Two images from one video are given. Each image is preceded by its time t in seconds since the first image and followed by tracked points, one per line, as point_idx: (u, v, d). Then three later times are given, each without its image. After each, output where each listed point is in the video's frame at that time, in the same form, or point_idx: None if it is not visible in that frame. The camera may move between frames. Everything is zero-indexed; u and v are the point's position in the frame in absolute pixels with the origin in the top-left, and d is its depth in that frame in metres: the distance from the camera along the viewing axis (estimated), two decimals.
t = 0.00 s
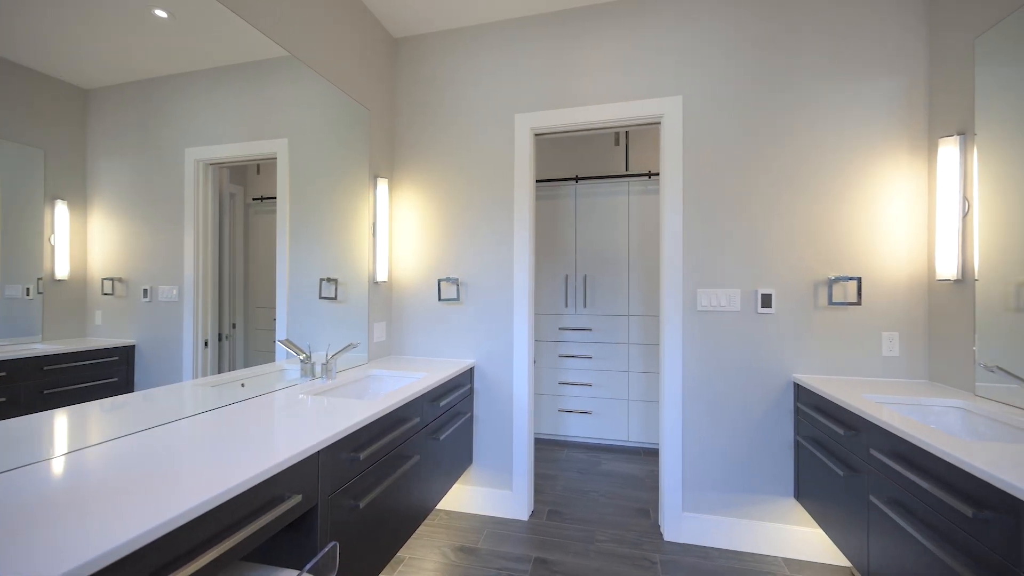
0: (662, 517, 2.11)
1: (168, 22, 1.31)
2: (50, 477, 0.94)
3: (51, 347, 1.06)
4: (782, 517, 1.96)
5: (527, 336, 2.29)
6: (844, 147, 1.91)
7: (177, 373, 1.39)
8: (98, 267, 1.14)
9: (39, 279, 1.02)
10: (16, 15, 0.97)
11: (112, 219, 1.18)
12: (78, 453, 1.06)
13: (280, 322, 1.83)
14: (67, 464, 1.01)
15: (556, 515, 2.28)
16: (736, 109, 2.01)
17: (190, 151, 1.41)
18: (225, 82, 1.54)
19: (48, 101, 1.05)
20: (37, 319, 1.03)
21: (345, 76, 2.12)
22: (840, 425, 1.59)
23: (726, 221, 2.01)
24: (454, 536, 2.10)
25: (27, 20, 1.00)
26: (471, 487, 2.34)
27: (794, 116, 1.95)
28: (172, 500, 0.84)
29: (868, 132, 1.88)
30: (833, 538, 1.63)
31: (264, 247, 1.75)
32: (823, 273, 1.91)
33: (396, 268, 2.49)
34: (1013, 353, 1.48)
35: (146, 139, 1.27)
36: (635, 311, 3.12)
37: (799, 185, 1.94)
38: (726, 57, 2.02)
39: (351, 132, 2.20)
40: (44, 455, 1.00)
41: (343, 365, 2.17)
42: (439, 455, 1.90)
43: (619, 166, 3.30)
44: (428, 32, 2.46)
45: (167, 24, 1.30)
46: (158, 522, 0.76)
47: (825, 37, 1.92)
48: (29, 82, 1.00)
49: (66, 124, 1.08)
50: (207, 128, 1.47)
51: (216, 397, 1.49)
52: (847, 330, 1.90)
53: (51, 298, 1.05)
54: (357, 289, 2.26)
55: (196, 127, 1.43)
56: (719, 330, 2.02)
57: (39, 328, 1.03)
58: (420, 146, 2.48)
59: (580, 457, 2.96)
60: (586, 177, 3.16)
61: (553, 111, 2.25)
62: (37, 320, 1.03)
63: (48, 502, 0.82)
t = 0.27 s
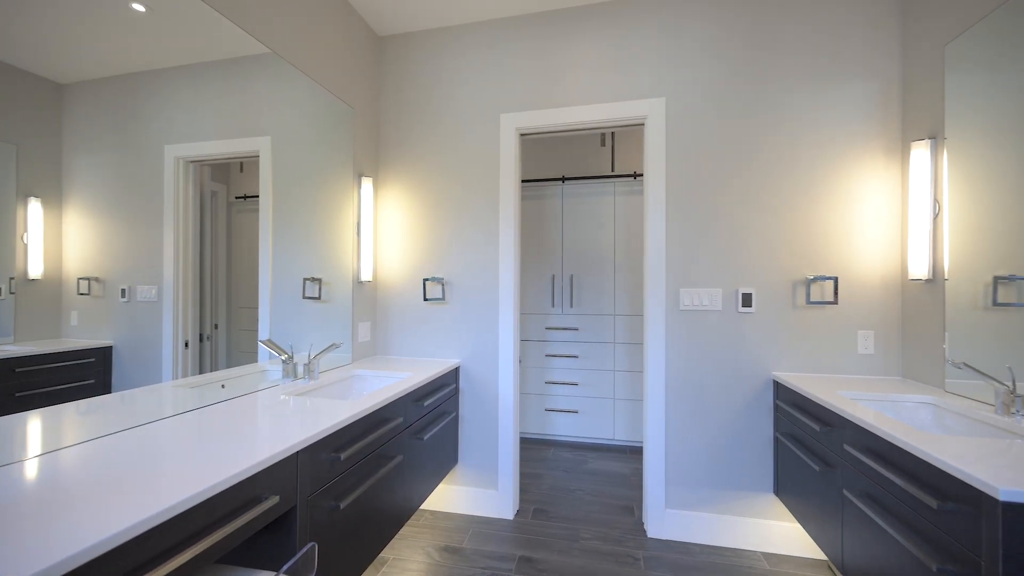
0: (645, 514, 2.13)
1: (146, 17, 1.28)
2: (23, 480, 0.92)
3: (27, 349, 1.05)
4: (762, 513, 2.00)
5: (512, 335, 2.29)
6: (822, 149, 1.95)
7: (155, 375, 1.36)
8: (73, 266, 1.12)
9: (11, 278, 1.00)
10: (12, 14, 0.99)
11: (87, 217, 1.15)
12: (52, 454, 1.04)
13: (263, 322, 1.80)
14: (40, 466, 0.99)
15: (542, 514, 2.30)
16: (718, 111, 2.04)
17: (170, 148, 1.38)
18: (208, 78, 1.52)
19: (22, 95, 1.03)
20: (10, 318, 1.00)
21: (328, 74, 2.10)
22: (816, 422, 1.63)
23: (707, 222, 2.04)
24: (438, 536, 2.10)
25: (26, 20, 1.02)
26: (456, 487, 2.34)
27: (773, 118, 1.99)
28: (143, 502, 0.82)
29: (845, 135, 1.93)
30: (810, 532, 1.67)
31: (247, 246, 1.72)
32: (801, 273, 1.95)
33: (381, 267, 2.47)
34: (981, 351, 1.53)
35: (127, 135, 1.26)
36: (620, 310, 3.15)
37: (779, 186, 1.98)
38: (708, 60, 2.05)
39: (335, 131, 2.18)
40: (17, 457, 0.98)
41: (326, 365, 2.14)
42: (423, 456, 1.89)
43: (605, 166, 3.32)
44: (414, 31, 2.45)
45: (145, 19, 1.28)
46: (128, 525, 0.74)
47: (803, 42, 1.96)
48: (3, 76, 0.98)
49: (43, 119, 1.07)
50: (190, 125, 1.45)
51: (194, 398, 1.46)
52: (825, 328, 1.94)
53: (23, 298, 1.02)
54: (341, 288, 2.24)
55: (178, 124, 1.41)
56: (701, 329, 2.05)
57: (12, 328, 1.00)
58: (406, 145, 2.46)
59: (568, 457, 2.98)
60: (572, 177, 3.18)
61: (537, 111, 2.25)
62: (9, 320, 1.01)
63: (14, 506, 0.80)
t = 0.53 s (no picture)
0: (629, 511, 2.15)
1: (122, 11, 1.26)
2: None
3: None
4: (742, 509, 2.04)
5: (497, 335, 2.29)
6: (801, 151, 1.99)
7: (133, 376, 1.33)
8: (46, 266, 1.09)
9: None
10: (13, 14, 1.02)
11: (60, 215, 1.12)
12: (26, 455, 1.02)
13: (245, 322, 1.78)
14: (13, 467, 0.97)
15: (527, 513, 2.30)
16: (699, 114, 2.07)
17: (148, 145, 1.36)
18: (190, 74, 1.50)
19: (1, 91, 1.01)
20: None
21: (311, 71, 2.08)
22: (793, 419, 1.66)
23: (690, 223, 2.07)
24: (422, 536, 2.09)
25: (27, 20, 1.05)
26: (441, 487, 2.34)
27: (753, 121, 2.02)
28: (115, 504, 0.80)
29: (823, 137, 1.97)
30: (787, 526, 1.71)
31: (228, 244, 1.70)
32: (779, 273, 1.99)
33: (366, 266, 2.46)
34: (950, 349, 1.59)
35: (104, 130, 1.23)
36: (606, 309, 3.17)
37: (758, 187, 2.02)
38: (689, 63, 2.08)
39: (319, 128, 2.16)
40: None
41: (309, 365, 2.11)
42: (406, 456, 1.89)
43: (591, 167, 3.35)
44: (399, 29, 2.44)
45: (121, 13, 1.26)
46: (98, 526, 0.73)
47: (781, 47, 2.00)
48: None
49: (16, 114, 1.04)
50: (171, 122, 1.43)
51: (173, 400, 1.44)
52: (802, 327, 1.98)
53: None
54: (324, 287, 2.22)
55: (159, 121, 1.39)
56: (682, 328, 2.08)
57: None
58: (390, 144, 2.45)
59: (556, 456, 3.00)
60: (558, 178, 3.19)
61: (522, 111, 2.26)
62: None
63: None
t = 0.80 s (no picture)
0: (613, 509, 2.17)
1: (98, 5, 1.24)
2: None
3: None
4: (723, 505, 2.07)
5: (483, 335, 2.29)
6: (780, 154, 2.03)
7: (109, 378, 1.30)
8: (19, 264, 1.07)
9: None
10: (12, 14, 1.05)
11: (32, 212, 1.10)
12: None
13: (227, 322, 1.75)
14: None
15: (512, 512, 2.31)
16: (681, 116, 2.10)
17: (125, 141, 1.33)
18: (172, 70, 1.48)
19: None
20: None
21: (293, 69, 2.06)
22: (772, 416, 1.70)
23: (673, 224, 2.10)
24: (407, 537, 2.08)
25: (27, 20, 1.08)
26: (426, 487, 2.33)
27: (733, 124, 2.06)
28: (85, 507, 0.79)
29: (802, 140, 2.01)
30: (765, 521, 1.74)
31: (209, 243, 1.67)
32: (759, 273, 2.03)
33: (350, 266, 2.44)
34: (920, 347, 1.63)
35: (81, 125, 1.21)
36: (592, 309, 3.19)
37: (739, 189, 2.05)
38: (671, 65, 2.11)
39: (302, 126, 2.13)
40: None
41: (291, 366, 2.09)
42: (390, 456, 1.88)
43: (577, 167, 3.36)
44: (384, 28, 2.42)
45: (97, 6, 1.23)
46: (57, 533, 0.70)
47: (760, 51, 2.04)
48: None
49: None
50: (149, 118, 1.40)
51: (150, 403, 1.40)
52: (781, 326, 2.02)
53: None
54: (307, 287, 2.19)
55: (138, 117, 1.37)
56: (665, 327, 2.11)
57: None
58: (375, 143, 2.44)
59: (542, 455, 3.01)
60: (544, 178, 3.20)
61: (507, 111, 2.26)
62: None
63: None
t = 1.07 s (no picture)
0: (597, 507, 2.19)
1: None
2: None
3: None
4: (705, 502, 2.10)
5: (468, 334, 2.29)
6: (760, 156, 2.07)
7: (83, 380, 1.27)
8: None
9: None
10: (13, 14, 1.09)
11: (8, 209, 1.06)
12: None
13: (207, 322, 1.72)
14: None
15: (497, 511, 2.31)
16: (664, 117, 2.12)
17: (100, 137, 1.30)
18: (152, 67, 1.46)
19: None
20: None
21: (275, 66, 2.03)
22: (750, 413, 1.73)
23: (656, 224, 2.12)
24: (390, 537, 2.07)
25: (26, 20, 1.12)
26: (410, 488, 2.32)
27: (714, 126, 2.09)
28: (54, 510, 0.77)
29: (781, 143, 2.05)
30: (744, 516, 1.77)
31: (188, 242, 1.64)
32: (740, 273, 2.07)
33: (334, 265, 2.42)
34: (892, 345, 1.68)
35: (61, 122, 1.19)
36: (578, 308, 3.21)
37: (720, 189, 2.09)
38: (654, 68, 2.13)
39: (284, 124, 2.10)
40: None
41: (273, 366, 2.06)
42: (373, 457, 1.86)
43: (563, 167, 3.38)
44: (368, 25, 2.40)
45: None
46: (23, 537, 0.69)
47: (741, 55, 2.08)
48: None
49: None
50: (125, 114, 1.38)
51: (125, 405, 1.37)
52: (760, 325, 2.06)
53: None
54: (289, 287, 2.16)
55: (112, 113, 1.34)
56: (648, 326, 2.13)
57: None
58: (359, 141, 2.42)
59: (529, 455, 3.01)
60: (530, 178, 3.21)
61: (491, 111, 2.27)
62: None
63: None
